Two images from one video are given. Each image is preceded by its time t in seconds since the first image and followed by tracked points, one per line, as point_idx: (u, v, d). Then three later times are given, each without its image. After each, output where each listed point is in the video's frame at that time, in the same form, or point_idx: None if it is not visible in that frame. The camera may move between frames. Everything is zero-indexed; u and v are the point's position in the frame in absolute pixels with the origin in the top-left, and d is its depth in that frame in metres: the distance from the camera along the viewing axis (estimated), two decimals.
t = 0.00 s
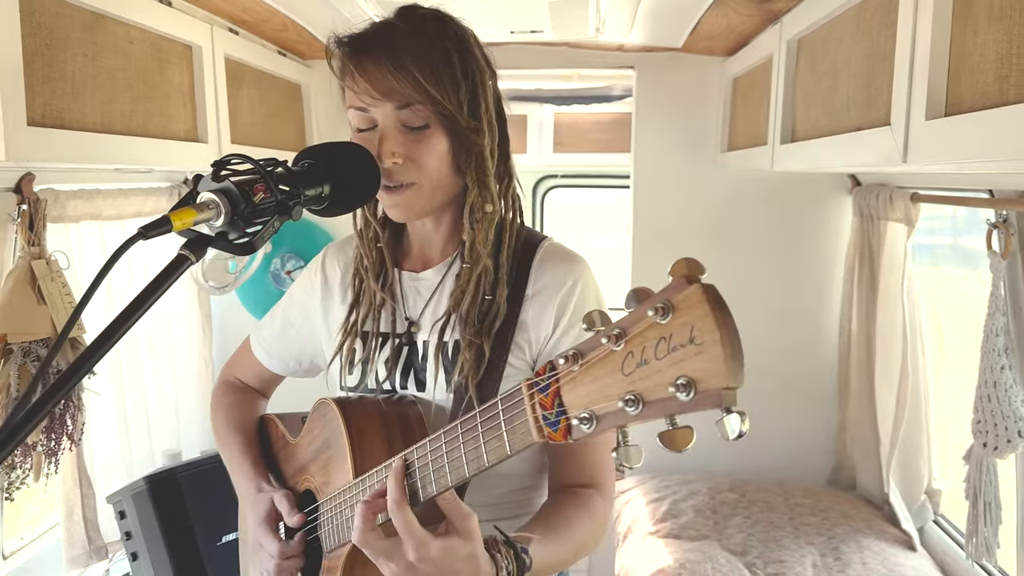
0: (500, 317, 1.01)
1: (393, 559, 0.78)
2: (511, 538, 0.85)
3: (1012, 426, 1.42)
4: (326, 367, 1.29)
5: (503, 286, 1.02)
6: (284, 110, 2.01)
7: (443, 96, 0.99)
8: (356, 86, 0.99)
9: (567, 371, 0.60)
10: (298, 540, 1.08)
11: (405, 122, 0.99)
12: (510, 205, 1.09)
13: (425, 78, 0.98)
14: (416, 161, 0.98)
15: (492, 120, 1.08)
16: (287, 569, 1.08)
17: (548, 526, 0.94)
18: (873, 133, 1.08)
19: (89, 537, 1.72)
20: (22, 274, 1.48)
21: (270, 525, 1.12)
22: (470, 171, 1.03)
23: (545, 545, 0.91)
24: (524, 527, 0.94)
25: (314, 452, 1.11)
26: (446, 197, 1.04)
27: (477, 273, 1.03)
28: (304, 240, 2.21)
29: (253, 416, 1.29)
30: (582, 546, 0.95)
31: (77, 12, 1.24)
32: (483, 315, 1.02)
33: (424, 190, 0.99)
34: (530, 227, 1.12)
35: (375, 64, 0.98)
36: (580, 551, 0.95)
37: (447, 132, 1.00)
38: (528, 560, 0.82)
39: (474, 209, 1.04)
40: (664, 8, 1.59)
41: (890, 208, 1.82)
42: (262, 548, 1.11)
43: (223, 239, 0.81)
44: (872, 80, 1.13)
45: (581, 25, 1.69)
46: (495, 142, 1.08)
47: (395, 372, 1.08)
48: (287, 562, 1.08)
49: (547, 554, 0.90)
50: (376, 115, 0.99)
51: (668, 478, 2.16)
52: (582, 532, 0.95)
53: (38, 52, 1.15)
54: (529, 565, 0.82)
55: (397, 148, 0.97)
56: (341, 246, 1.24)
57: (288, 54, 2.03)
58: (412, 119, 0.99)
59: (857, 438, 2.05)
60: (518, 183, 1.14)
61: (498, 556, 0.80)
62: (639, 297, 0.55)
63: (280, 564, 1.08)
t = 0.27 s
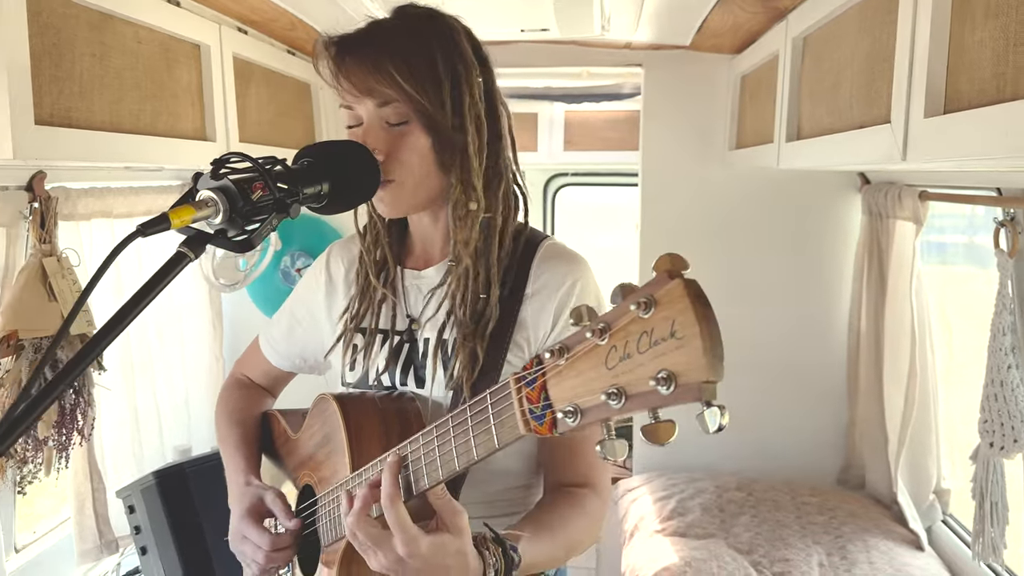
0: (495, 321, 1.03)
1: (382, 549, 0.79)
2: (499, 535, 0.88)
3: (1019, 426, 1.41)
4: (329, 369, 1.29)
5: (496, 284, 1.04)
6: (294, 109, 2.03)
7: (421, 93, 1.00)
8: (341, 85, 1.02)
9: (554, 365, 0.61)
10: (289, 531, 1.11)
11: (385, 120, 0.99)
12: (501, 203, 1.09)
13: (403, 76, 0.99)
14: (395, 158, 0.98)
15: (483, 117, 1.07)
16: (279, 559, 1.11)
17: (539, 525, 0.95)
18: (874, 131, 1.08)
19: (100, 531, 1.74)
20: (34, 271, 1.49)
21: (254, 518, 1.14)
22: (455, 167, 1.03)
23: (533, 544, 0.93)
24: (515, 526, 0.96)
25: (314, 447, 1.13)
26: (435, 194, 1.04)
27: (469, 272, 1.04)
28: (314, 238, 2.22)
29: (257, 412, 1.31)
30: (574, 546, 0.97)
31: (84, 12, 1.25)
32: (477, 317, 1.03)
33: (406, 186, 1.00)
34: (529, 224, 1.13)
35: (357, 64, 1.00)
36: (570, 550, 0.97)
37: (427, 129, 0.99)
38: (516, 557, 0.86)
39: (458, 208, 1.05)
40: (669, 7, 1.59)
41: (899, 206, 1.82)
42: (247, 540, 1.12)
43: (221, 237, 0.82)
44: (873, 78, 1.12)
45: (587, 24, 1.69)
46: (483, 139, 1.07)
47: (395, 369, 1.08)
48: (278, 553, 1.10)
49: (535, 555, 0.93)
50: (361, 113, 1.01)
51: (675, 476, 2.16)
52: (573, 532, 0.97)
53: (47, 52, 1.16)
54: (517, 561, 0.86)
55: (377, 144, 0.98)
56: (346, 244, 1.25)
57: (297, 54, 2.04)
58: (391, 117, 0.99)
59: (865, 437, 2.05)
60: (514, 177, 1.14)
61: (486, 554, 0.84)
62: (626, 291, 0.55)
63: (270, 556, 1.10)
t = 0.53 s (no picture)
0: (494, 314, 1.03)
1: (373, 542, 0.83)
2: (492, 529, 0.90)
3: None
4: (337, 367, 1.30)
5: (492, 278, 1.05)
6: (304, 108, 2.05)
7: (416, 84, 1.01)
8: (340, 79, 1.04)
9: (536, 361, 0.64)
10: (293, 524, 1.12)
11: (382, 112, 1.01)
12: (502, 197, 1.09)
13: (398, 68, 1.00)
14: (393, 150, 1.00)
15: (481, 109, 1.07)
16: (281, 552, 1.12)
17: (536, 519, 0.96)
18: (876, 127, 1.08)
19: (112, 525, 1.75)
20: (46, 267, 1.51)
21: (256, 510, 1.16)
22: (451, 159, 1.03)
23: (527, 539, 0.94)
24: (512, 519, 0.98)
25: (316, 444, 1.15)
26: (435, 187, 1.06)
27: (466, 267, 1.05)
28: (324, 235, 2.23)
29: (267, 408, 1.31)
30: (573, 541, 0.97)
31: (93, 11, 1.26)
32: (474, 312, 1.04)
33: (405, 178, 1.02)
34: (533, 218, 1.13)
35: (352, 57, 1.02)
36: (567, 547, 0.97)
37: (423, 120, 1.01)
38: (505, 552, 0.88)
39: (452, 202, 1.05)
40: (675, 5, 1.60)
41: (908, 203, 1.81)
42: (249, 532, 1.14)
43: (221, 234, 0.82)
44: (876, 75, 1.12)
45: (594, 22, 1.69)
46: (480, 128, 1.06)
47: (398, 365, 1.10)
48: (281, 545, 1.11)
49: (529, 549, 0.94)
50: (360, 106, 1.03)
51: (684, 475, 2.16)
52: (572, 530, 0.97)
53: (55, 52, 1.18)
54: (505, 558, 0.88)
55: (374, 137, 1.00)
56: (354, 241, 1.25)
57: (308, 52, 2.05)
58: (388, 108, 1.01)
59: (875, 437, 2.04)
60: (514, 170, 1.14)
61: (475, 546, 0.86)
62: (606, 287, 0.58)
63: (273, 547, 1.11)
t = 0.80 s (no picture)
0: (499, 309, 1.03)
1: (370, 538, 0.83)
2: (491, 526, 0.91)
3: None
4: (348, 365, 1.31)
5: (499, 273, 1.05)
6: (313, 107, 2.07)
7: (415, 82, 1.01)
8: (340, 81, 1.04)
9: (526, 359, 0.66)
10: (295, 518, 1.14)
11: (383, 112, 1.02)
12: (505, 194, 1.09)
13: (397, 67, 1.01)
14: (396, 149, 1.01)
15: (481, 105, 1.07)
16: (285, 546, 1.13)
17: (538, 517, 0.96)
18: (878, 126, 1.07)
19: (122, 520, 1.77)
20: (57, 265, 1.53)
21: (260, 506, 1.18)
22: (453, 155, 1.04)
23: (528, 536, 0.94)
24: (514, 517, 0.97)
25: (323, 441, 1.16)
26: (437, 183, 1.07)
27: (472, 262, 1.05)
28: (333, 233, 2.25)
29: (279, 404, 1.32)
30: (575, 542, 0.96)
31: (101, 12, 1.28)
32: (481, 307, 1.04)
33: (408, 176, 1.03)
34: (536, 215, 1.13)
35: (350, 58, 1.03)
36: (569, 546, 0.96)
37: (424, 118, 1.02)
38: (505, 550, 0.89)
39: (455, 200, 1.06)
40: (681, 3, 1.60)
41: (916, 202, 1.81)
42: (253, 528, 1.16)
43: (223, 232, 0.82)
44: (878, 74, 1.12)
45: (601, 20, 1.70)
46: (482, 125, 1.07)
47: (404, 363, 1.10)
48: (284, 539, 1.13)
49: (528, 547, 0.94)
50: (360, 107, 1.04)
51: (691, 473, 2.16)
52: (574, 529, 0.96)
53: (64, 51, 1.19)
54: (505, 555, 0.88)
55: (376, 137, 1.01)
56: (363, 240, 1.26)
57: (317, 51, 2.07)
58: (388, 108, 1.02)
59: (883, 436, 2.04)
60: (517, 165, 1.14)
61: (472, 542, 0.86)
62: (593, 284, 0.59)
63: (278, 542, 1.13)
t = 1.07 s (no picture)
0: (499, 308, 1.03)
1: (372, 534, 0.83)
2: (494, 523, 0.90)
3: None
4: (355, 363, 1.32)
5: (501, 272, 1.05)
6: (319, 106, 2.09)
7: (419, 80, 1.02)
8: (347, 79, 1.06)
9: (521, 355, 0.66)
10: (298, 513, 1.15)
11: (387, 109, 1.03)
12: (506, 192, 1.09)
13: (402, 66, 1.02)
14: (400, 146, 1.02)
15: (486, 104, 1.07)
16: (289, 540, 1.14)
17: (541, 514, 0.93)
18: (879, 125, 1.07)
19: (131, 516, 1.79)
20: (68, 264, 1.55)
21: (264, 501, 1.19)
22: (456, 153, 1.05)
23: (531, 533, 0.92)
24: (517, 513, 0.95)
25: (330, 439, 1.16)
26: (441, 181, 1.07)
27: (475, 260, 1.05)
28: (341, 232, 2.26)
29: (289, 402, 1.33)
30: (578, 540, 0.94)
31: (108, 13, 1.29)
32: (484, 305, 1.04)
33: (412, 173, 1.03)
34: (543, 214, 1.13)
35: (357, 56, 1.04)
36: (572, 544, 0.94)
37: (427, 116, 1.02)
38: (509, 547, 0.88)
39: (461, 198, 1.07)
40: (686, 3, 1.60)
41: (924, 201, 1.81)
42: (256, 523, 1.17)
43: (224, 231, 0.82)
44: (880, 73, 1.12)
45: (607, 19, 1.70)
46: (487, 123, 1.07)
47: (410, 361, 1.11)
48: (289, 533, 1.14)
49: (529, 544, 0.91)
50: (365, 105, 1.05)
51: (698, 472, 2.17)
52: (578, 525, 0.93)
53: (72, 53, 1.21)
54: (508, 552, 0.87)
55: (380, 134, 1.02)
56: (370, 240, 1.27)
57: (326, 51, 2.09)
58: (392, 105, 1.03)
59: (891, 436, 2.03)
60: (524, 165, 1.14)
61: (475, 539, 0.85)
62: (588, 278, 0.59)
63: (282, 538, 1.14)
